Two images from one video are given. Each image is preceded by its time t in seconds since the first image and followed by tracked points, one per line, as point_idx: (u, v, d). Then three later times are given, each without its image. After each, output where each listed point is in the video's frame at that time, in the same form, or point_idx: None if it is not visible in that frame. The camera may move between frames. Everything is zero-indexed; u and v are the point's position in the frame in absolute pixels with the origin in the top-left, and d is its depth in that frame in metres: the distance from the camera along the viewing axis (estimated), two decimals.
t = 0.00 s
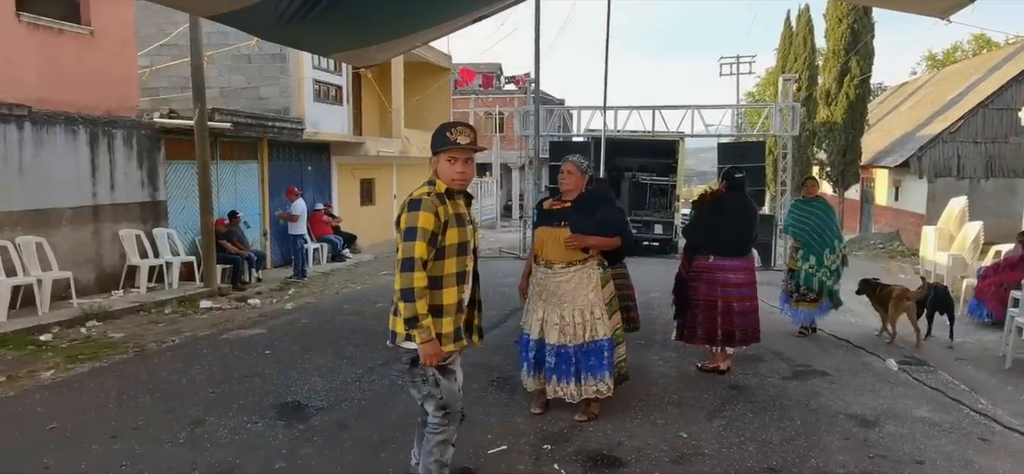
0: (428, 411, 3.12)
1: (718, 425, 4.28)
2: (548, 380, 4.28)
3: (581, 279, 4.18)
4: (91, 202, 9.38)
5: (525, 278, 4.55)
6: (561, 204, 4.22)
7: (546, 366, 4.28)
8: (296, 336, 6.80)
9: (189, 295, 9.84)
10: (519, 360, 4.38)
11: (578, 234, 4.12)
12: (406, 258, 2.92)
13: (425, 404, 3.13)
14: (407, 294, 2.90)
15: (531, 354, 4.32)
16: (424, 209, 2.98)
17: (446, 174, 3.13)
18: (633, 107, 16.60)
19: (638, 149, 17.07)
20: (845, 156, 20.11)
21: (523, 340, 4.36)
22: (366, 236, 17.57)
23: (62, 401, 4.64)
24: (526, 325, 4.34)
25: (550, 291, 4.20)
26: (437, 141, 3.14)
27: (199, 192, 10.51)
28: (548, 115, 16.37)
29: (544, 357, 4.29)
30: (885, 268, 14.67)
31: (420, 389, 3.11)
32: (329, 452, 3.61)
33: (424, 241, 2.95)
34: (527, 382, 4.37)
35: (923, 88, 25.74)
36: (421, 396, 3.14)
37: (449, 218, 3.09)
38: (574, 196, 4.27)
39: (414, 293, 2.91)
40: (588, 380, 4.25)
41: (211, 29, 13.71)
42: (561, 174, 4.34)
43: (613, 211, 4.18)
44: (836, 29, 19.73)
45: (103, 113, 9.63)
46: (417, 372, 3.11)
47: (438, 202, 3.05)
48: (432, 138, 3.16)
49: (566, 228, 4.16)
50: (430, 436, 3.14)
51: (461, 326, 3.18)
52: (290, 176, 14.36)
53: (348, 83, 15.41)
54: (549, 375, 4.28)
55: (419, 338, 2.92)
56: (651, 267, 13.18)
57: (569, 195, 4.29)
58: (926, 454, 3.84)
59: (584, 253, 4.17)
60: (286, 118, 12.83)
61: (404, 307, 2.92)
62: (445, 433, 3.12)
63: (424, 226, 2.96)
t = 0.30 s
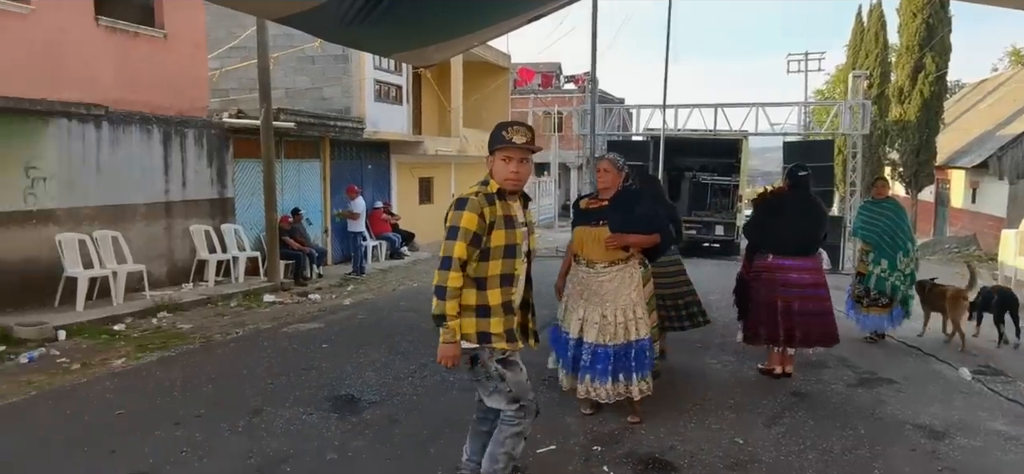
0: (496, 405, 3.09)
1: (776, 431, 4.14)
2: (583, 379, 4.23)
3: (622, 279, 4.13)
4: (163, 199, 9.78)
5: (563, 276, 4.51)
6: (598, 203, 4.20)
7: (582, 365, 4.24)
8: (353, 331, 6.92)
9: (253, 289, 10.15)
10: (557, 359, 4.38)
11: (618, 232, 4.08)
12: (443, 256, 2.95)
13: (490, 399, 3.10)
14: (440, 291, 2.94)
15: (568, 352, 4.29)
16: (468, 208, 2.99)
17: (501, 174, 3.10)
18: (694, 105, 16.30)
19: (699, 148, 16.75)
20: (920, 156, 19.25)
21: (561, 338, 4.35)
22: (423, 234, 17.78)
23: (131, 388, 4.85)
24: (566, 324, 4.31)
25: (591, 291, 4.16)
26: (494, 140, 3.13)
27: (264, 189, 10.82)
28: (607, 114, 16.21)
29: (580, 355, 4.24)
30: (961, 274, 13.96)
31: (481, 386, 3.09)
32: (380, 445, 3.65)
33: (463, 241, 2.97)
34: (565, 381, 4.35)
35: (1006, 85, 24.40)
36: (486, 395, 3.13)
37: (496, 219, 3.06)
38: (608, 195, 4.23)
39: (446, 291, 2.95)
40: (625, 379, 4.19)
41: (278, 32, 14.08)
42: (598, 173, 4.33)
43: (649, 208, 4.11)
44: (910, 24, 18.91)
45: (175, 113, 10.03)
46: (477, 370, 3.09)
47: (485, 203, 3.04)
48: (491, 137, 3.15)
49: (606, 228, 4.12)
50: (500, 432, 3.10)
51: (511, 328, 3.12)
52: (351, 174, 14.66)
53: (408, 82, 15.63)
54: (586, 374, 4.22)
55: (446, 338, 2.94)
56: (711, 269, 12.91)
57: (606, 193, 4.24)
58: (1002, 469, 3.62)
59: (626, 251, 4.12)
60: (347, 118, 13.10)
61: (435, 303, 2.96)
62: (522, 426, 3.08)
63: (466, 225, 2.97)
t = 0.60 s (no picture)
0: (532, 421, 2.98)
1: (817, 440, 3.99)
2: (623, 378, 4.14)
3: (655, 274, 4.10)
4: (208, 197, 9.99)
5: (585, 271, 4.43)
6: (626, 199, 4.09)
7: (622, 363, 4.15)
8: (389, 330, 6.95)
9: (294, 286, 10.29)
10: (586, 360, 4.27)
11: (652, 228, 4.00)
12: (493, 255, 2.84)
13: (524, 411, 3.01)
14: (489, 292, 2.83)
15: (600, 352, 4.21)
16: (518, 203, 2.89)
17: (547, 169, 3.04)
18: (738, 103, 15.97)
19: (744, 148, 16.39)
20: (977, 155, 18.51)
21: (591, 340, 4.25)
22: (463, 233, 17.83)
23: (171, 383, 4.94)
24: (599, 324, 4.22)
25: (626, 289, 4.11)
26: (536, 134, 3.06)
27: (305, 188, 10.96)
28: (649, 113, 16.00)
29: (619, 354, 4.16)
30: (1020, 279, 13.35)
31: (519, 394, 3.00)
32: (408, 445, 3.63)
33: (514, 238, 2.86)
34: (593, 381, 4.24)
35: None
36: (517, 404, 3.02)
37: (547, 216, 2.99)
38: (639, 189, 4.11)
39: (495, 291, 2.84)
40: (666, 376, 4.11)
41: (321, 33, 14.27)
42: (624, 170, 4.14)
43: (679, 204, 4.05)
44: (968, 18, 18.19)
45: (220, 113, 10.23)
46: (518, 376, 3.00)
47: (534, 198, 2.95)
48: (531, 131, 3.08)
49: (637, 224, 4.03)
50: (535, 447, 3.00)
51: (557, 328, 3.05)
52: (391, 174, 14.77)
53: (448, 82, 15.67)
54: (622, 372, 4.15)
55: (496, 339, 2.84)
56: (754, 271, 12.62)
57: (633, 190, 4.11)
58: None
59: (657, 247, 4.08)
60: (388, 117, 13.19)
61: (484, 304, 2.85)
62: (557, 441, 2.99)
63: (518, 222, 2.87)
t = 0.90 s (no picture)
0: (561, 433, 2.83)
1: (844, 448, 3.87)
2: (655, 384, 4.12)
3: (684, 279, 4.12)
4: (238, 197, 10.11)
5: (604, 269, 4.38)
6: (648, 204, 4.01)
7: (653, 370, 4.12)
8: (412, 330, 6.97)
9: (321, 285, 10.37)
10: (613, 367, 4.23)
11: (682, 232, 3.97)
12: (559, 261, 2.62)
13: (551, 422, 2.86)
14: (563, 302, 2.61)
15: (628, 359, 4.18)
16: (574, 204, 2.67)
17: (587, 167, 2.84)
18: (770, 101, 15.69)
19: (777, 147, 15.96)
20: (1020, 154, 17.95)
21: (618, 346, 4.19)
22: (491, 233, 17.82)
23: (195, 380, 5.00)
24: (627, 329, 4.17)
25: (658, 295, 4.06)
26: (571, 130, 2.84)
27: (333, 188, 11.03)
28: (679, 112, 15.83)
29: (651, 361, 4.13)
30: None
31: (551, 405, 2.84)
32: (425, 446, 3.61)
33: (576, 240, 2.65)
34: (622, 388, 4.20)
35: None
36: (548, 414, 2.86)
37: (594, 215, 2.78)
38: (661, 194, 4.05)
39: (567, 299, 2.63)
40: (696, 379, 4.14)
41: (350, 34, 14.38)
42: (643, 172, 4.05)
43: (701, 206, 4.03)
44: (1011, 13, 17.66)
45: (251, 114, 10.35)
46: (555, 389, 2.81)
47: (583, 197, 2.74)
48: (565, 128, 2.86)
49: (666, 228, 3.97)
50: (559, 458, 2.86)
51: (602, 333, 2.89)
52: (420, 174, 14.81)
53: (477, 82, 15.68)
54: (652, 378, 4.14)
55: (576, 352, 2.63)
56: (786, 272, 12.38)
57: (653, 194, 4.04)
58: None
59: (685, 251, 4.06)
60: (415, 117, 13.24)
61: (557, 316, 2.62)
62: (584, 452, 2.84)
63: (576, 224, 2.66)
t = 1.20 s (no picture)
0: (569, 434, 2.78)
1: (857, 451, 3.80)
2: (676, 381, 4.11)
3: (705, 275, 4.14)
4: (256, 196, 10.19)
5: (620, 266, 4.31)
6: (669, 200, 4.00)
7: (674, 368, 4.11)
8: (425, 329, 6.97)
9: (337, 284, 10.41)
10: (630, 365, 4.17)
11: (707, 230, 3.96)
12: (609, 257, 2.60)
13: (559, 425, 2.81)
14: (626, 296, 2.59)
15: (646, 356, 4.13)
16: (605, 201, 2.68)
17: (593, 163, 2.82)
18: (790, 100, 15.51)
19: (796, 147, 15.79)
20: None
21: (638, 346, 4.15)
22: (507, 233, 17.81)
23: (208, 378, 5.04)
24: (647, 330, 4.11)
25: (681, 292, 4.04)
26: (580, 126, 2.78)
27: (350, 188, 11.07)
28: (697, 111, 15.71)
29: (671, 359, 4.11)
30: None
31: (564, 407, 2.79)
32: (431, 445, 3.59)
33: (619, 236, 2.66)
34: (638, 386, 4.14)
35: None
36: (559, 417, 2.80)
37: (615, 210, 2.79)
38: (682, 190, 4.02)
39: (625, 294, 2.62)
40: (713, 376, 4.17)
41: (368, 35, 14.44)
42: (664, 168, 3.98)
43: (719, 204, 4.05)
44: None
45: (268, 114, 10.42)
46: (569, 390, 2.77)
47: (609, 193, 2.74)
48: (573, 124, 2.78)
49: (692, 226, 3.96)
50: (564, 460, 2.81)
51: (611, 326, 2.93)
52: (436, 174, 14.84)
53: (493, 81, 15.68)
54: (668, 376, 4.13)
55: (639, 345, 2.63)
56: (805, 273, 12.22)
57: (673, 191, 4.00)
58: None
59: (707, 250, 4.05)
60: (431, 117, 13.25)
61: (620, 312, 2.59)
62: (591, 455, 2.79)
63: (613, 219, 2.68)
